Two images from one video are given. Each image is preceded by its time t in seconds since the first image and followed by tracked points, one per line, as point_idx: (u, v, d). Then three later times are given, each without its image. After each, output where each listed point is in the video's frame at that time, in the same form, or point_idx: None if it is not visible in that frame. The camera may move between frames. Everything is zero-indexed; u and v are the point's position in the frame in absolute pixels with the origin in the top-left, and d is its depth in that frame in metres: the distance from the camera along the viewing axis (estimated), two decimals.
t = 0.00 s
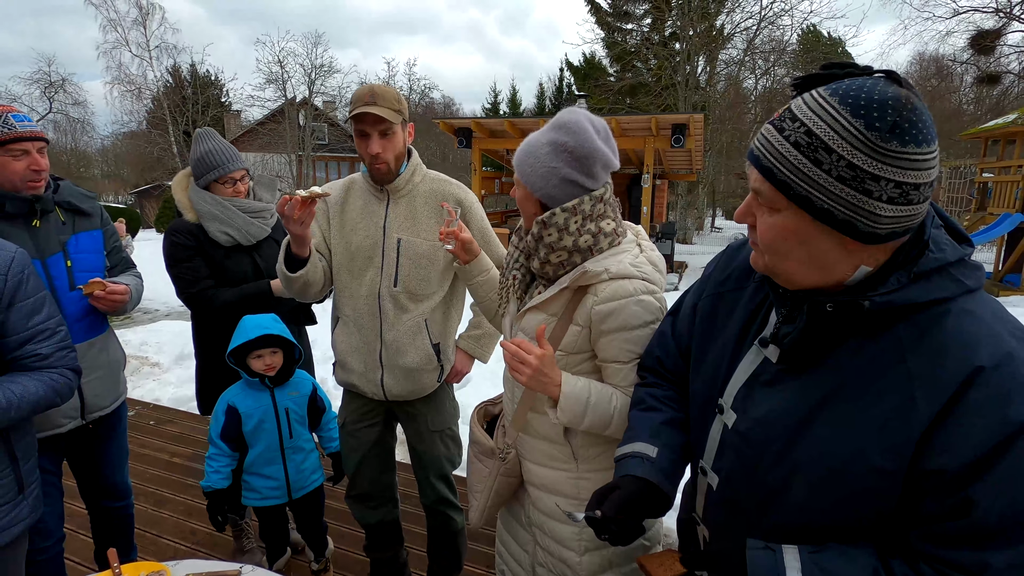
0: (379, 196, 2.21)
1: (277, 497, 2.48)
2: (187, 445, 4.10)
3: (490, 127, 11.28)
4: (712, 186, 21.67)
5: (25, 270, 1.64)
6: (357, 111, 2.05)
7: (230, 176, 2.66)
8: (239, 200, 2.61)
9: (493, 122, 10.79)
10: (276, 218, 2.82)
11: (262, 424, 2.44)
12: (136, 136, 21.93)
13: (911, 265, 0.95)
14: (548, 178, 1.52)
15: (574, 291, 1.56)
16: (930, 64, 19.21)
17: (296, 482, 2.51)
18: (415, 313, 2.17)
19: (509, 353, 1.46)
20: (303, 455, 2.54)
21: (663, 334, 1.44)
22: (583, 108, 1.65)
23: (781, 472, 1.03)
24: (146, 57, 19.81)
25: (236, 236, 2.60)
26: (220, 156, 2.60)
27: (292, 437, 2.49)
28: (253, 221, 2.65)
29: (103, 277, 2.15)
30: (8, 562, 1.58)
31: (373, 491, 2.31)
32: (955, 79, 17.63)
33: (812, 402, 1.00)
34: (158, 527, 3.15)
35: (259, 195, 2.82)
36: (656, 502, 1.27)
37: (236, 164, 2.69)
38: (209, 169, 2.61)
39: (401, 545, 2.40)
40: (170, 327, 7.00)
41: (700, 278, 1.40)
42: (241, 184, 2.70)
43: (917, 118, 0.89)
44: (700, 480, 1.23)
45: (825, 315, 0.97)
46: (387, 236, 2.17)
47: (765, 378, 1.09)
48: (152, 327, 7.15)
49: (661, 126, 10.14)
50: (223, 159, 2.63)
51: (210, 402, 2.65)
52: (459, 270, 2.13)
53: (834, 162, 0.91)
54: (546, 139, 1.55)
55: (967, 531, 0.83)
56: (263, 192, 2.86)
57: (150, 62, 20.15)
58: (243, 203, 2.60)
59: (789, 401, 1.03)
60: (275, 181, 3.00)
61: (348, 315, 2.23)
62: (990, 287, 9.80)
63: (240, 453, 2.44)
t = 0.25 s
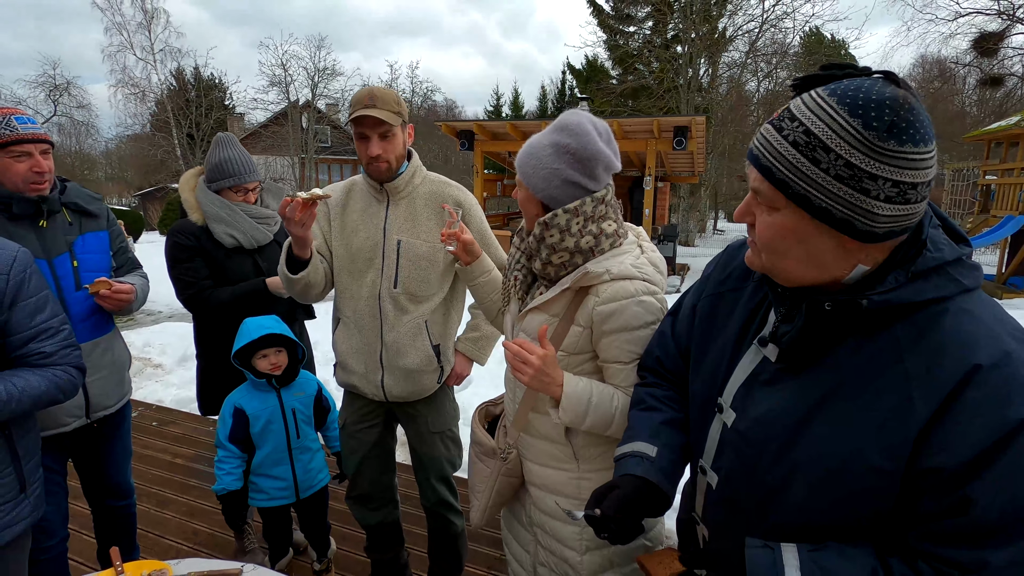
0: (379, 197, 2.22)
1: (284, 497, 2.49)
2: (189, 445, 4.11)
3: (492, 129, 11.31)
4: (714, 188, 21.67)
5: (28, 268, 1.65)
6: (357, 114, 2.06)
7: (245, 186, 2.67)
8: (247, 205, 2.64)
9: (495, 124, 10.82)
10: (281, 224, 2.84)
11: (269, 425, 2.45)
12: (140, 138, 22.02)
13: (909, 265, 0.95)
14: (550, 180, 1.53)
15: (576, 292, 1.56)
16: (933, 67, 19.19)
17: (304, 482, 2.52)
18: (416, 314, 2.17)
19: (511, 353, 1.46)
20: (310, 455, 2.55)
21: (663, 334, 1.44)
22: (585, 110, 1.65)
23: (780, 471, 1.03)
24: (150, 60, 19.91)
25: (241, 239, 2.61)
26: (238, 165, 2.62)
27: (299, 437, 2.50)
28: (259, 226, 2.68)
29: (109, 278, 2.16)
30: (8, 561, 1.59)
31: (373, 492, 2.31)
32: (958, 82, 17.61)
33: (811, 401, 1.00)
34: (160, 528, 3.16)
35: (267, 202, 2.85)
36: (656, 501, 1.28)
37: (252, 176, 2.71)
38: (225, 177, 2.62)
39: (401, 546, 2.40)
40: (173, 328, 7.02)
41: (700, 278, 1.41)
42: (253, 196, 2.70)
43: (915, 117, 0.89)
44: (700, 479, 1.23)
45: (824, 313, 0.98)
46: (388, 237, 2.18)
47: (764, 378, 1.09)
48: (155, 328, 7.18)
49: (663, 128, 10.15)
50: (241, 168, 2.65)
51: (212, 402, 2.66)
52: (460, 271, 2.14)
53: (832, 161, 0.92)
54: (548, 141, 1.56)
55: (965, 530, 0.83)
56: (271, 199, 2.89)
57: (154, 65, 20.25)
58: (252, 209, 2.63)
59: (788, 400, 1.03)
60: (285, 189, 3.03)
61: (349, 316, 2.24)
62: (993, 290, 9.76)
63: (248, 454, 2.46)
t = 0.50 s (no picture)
0: (382, 197, 2.23)
1: (291, 497, 2.50)
2: (192, 445, 4.12)
3: (494, 131, 11.32)
4: (716, 190, 21.65)
5: (36, 266, 1.66)
6: (363, 113, 2.06)
7: (251, 187, 2.69)
8: (253, 205, 2.66)
9: (498, 126, 10.83)
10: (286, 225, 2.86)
11: (276, 425, 2.46)
12: (143, 140, 22.10)
13: (911, 259, 0.96)
14: (554, 178, 1.54)
15: (580, 289, 1.57)
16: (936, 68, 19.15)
17: (310, 481, 2.53)
18: (419, 313, 2.18)
19: (516, 351, 1.47)
20: (316, 454, 2.56)
21: (667, 331, 1.45)
22: (588, 109, 1.66)
23: (782, 465, 1.04)
24: (153, 63, 19.98)
25: (246, 238, 2.62)
26: (246, 166, 2.64)
27: (306, 437, 2.52)
28: (263, 226, 2.69)
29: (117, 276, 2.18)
30: (18, 557, 1.60)
31: (377, 491, 2.32)
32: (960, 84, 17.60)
33: (814, 395, 1.01)
34: (164, 527, 3.17)
35: (272, 202, 2.87)
36: (660, 497, 1.28)
37: (259, 176, 2.73)
38: (233, 176, 2.64)
39: (404, 545, 2.41)
40: (174, 329, 7.03)
41: (703, 275, 1.41)
42: (259, 197, 2.72)
43: (918, 113, 0.90)
44: (703, 474, 1.24)
45: (827, 308, 0.98)
46: (391, 237, 2.19)
47: (767, 372, 1.10)
48: (158, 329, 7.20)
49: (665, 130, 10.16)
50: (249, 168, 2.66)
51: (216, 401, 2.67)
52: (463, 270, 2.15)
53: (836, 156, 0.92)
54: (552, 140, 1.56)
55: (966, 522, 0.83)
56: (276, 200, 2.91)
57: (158, 67, 20.32)
58: (258, 209, 2.66)
59: (792, 394, 1.04)
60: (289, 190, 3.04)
61: (353, 315, 2.25)
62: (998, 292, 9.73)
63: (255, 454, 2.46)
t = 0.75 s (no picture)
0: (385, 198, 2.24)
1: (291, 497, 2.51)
2: (196, 446, 4.14)
3: (496, 133, 11.34)
4: (718, 192, 21.65)
5: (43, 265, 1.68)
6: (369, 112, 2.07)
7: (255, 187, 2.70)
8: (257, 205, 2.68)
9: (500, 128, 10.85)
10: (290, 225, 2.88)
11: (278, 425, 2.46)
12: (147, 143, 22.19)
13: (910, 256, 0.96)
14: (559, 177, 1.55)
15: (583, 287, 1.58)
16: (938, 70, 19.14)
17: (312, 481, 2.54)
18: (422, 313, 2.19)
19: (520, 348, 1.48)
20: (317, 455, 2.57)
21: (670, 328, 1.45)
22: (593, 109, 1.67)
23: (783, 460, 1.05)
24: (157, 66, 20.08)
25: (250, 238, 2.64)
26: (250, 167, 2.65)
27: (308, 437, 2.53)
28: (267, 226, 2.71)
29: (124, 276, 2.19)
30: (23, 553, 1.61)
31: (380, 490, 2.33)
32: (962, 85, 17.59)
33: (814, 389, 1.02)
34: (167, 526, 3.18)
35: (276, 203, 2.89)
36: (662, 493, 1.28)
37: (264, 177, 2.73)
38: (238, 177, 2.65)
39: (407, 545, 2.42)
40: (178, 330, 7.06)
41: (705, 273, 1.42)
42: (263, 197, 2.74)
43: (916, 112, 0.91)
44: (705, 470, 1.24)
45: (827, 303, 0.99)
46: (394, 237, 2.20)
47: (768, 368, 1.11)
48: (162, 330, 7.22)
49: (667, 131, 10.17)
50: (253, 169, 2.67)
51: (220, 401, 2.69)
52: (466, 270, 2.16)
53: (835, 153, 0.93)
54: (556, 139, 1.57)
55: (964, 514, 0.84)
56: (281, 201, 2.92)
57: (162, 70, 20.41)
58: (262, 209, 2.68)
59: (792, 389, 1.05)
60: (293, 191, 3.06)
61: (356, 315, 2.26)
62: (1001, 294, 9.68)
63: (257, 453, 2.47)
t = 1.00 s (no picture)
0: (387, 199, 2.27)
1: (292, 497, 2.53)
2: (199, 446, 4.16)
3: (499, 135, 11.37)
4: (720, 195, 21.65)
5: (54, 266, 1.71)
6: (370, 114, 2.09)
7: (257, 188, 2.72)
8: (259, 206, 2.70)
9: (503, 131, 10.89)
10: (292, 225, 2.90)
11: (278, 425, 2.49)
12: (151, 145, 22.31)
13: (899, 252, 0.99)
14: (560, 177, 1.57)
15: (583, 285, 1.61)
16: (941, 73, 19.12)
17: (312, 481, 2.56)
18: (424, 312, 2.22)
19: (522, 345, 1.51)
20: (318, 454, 2.59)
21: (670, 325, 1.48)
22: (594, 111, 1.69)
23: (777, 452, 1.07)
24: (162, 69, 20.21)
25: (252, 238, 2.66)
26: (252, 168, 2.67)
27: (308, 437, 2.55)
28: (270, 226, 2.73)
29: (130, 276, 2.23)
30: (28, 548, 1.63)
31: (381, 489, 2.35)
32: (966, 88, 17.58)
33: (807, 383, 1.04)
34: (171, 525, 3.21)
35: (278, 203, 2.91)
36: (661, 486, 1.30)
37: (266, 177, 2.75)
38: (240, 178, 2.67)
39: (408, 544, 2.44)
40: (182, 332, 7.10)
41: (705, 271, 1.44)
42: (265, 197, 2.75)
43: (905, 110, 0.93)
44: (703, 463, 1.27)
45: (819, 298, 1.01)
46: (396, 237, 2.22)
47: (763, 362, 1.14)
48: (166, 331, 7.27)
49: (670, 134, 10.19)
50: (255, 170, 2.70)
51: (224, 400, 2.71)
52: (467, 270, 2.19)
53: (826, 150, 0.95)
54: (558, 140, 1.60)
55: (951, 502, 0.85)
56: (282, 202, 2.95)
57: (166, 73, 20.53)
58: (264, 209, 2.70)
59: (786, 383, 1.07)
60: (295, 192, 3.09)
61: (358, 315, 2.28)
62: (1005, 296, 9.65)
63: (258, 453, 2.50)
